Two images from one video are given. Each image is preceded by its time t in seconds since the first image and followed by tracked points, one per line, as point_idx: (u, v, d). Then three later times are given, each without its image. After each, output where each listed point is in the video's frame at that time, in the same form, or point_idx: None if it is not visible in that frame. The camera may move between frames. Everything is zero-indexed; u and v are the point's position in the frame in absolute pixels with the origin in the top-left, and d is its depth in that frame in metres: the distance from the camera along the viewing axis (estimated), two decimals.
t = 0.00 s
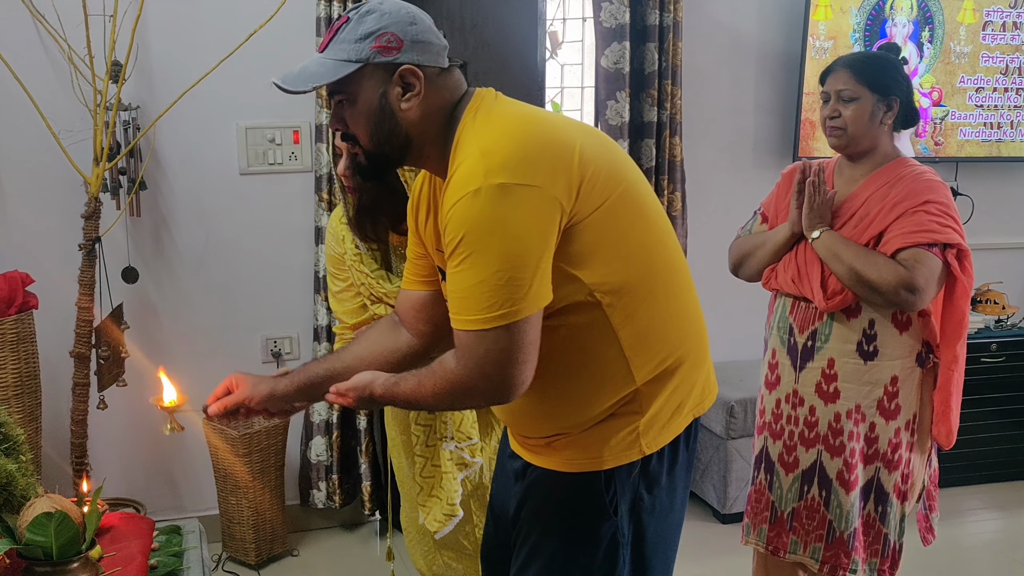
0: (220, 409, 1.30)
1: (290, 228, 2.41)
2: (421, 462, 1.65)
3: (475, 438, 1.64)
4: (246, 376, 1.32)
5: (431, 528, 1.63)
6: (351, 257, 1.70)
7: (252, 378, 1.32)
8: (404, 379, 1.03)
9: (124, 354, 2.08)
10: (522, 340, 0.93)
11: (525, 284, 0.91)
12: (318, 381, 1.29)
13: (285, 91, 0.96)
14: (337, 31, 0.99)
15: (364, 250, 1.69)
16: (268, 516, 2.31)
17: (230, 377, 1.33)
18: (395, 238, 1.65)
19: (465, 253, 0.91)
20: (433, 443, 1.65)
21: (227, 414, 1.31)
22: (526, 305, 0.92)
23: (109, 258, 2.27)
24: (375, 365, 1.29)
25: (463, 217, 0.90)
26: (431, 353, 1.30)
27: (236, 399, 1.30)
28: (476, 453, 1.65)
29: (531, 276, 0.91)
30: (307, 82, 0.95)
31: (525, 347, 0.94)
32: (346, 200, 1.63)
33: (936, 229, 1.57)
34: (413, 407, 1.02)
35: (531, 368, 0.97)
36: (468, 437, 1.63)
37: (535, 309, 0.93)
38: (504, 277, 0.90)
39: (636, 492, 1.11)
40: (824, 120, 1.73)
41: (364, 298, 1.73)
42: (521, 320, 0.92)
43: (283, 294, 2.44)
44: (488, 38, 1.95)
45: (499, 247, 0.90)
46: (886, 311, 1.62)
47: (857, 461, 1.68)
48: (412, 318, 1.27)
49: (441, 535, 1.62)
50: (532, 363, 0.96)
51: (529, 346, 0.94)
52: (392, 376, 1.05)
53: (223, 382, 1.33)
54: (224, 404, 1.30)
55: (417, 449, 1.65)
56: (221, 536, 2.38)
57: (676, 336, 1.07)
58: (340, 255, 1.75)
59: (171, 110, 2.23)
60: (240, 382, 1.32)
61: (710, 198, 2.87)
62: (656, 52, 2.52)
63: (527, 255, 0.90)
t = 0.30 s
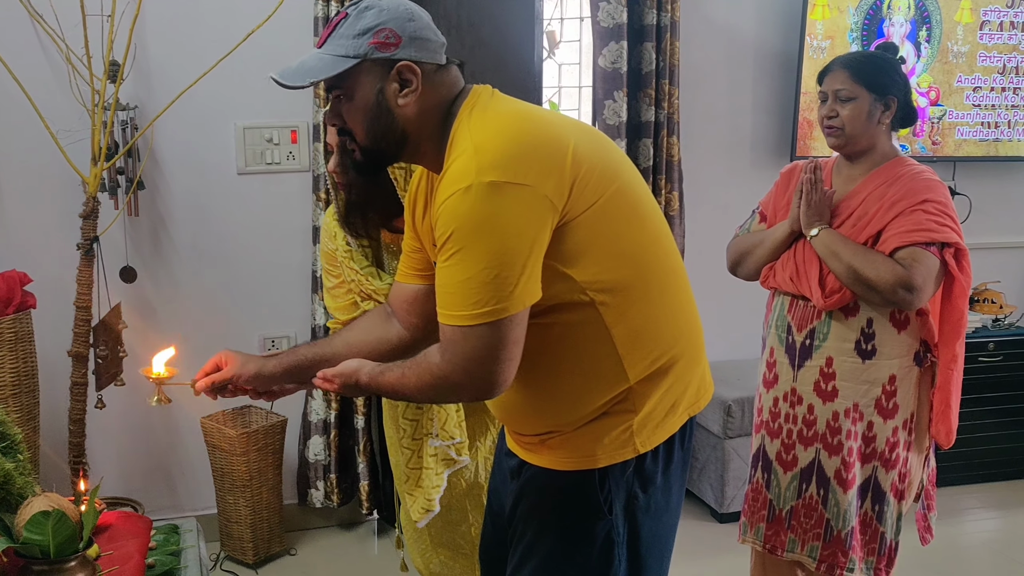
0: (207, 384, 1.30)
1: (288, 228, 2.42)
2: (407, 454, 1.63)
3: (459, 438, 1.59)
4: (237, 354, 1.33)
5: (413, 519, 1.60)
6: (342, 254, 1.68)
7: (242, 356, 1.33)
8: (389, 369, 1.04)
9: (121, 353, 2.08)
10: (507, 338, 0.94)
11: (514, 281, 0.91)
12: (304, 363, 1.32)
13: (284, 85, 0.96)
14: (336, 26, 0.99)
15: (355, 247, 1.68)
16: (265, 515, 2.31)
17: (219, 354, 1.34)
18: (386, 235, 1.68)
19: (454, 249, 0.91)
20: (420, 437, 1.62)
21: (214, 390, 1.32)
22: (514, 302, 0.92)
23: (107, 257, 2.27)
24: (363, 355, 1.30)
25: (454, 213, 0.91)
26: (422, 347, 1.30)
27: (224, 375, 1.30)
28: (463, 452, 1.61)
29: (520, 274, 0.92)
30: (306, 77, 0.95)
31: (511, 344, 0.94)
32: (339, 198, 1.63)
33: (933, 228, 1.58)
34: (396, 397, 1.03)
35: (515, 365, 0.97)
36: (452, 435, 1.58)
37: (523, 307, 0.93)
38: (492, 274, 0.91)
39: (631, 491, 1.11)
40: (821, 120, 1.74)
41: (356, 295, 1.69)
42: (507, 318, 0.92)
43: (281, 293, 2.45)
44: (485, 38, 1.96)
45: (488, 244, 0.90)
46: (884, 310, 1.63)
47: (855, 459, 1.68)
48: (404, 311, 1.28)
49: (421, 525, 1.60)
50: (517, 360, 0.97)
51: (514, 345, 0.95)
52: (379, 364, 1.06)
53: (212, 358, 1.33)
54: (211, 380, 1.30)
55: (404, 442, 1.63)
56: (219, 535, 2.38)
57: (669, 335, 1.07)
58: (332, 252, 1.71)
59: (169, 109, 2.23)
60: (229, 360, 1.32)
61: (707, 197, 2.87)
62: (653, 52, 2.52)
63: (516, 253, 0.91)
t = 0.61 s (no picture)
0: (217, 410, 1.32)
1: (289, 228, 2.42)
2: (410, 461, 1.66)
3: (464, 440, 1.61)
4: (243, 377, 1.33)
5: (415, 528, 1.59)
6: (344, 259, 1.70)
7: (250, 380, 1.33)
8: (400, 380, 1.04)
9: (122, 353, 2.08)
10: (517, 340, 0.93)
11: (520, 284, 0.91)
12: (313, 381, 1.31)
13: (281, 93, 0.96)
14: (332, 33, 0.99)
15: (356, 252, 1.68)
16: (266, 514, 2.32)
17: (227, 379, 1.35)
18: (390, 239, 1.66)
19: (460, 253, 0.91)
20: (423, 443, 1.66)
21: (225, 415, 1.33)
22: (522, 305, 0.92)
23: (107, 258, 2.27)
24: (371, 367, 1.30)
25: (458, 217, 0.91)
26: (430, 354, 1.30)
27: (233, 400, 1.31)
28: (466, 455, 1.61)
29: (526, 277, 0.92)
30: (304, 84, 0.95)
31: (521, 347, 0.94)
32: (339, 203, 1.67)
33: (935, 228, 1.58)
34: (410, 408, 1.03)
35: (529, 366, 0.97)
36: (457, 439, 1.60)
37: (531, 310, 0.93)
38: (499, 277, 0.91)
39: (632, 491, 1.11)
40: (821, 121, 1.74)
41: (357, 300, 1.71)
42: (516, 321, 0.92)
43: (282, 293, 2.45)
44: (486, 38, 1.96)
45: (494, 248, 0.90)
46: (885, 311, 1.63)
47: (856, 460, 1.68)
48: (408, 316, 1.28)
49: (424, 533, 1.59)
50: (530, 361, 0.97)
51: (526, 346, 0.95)
52: (389, 376, 1.06)
53: (220, 383, 1.35)
54: (221, 406, 1.32)
55: (407, 448, 1.67)
56: (220, 535, 2.38)
57: (671, 336, 1.08)
58: (333, 256, 1.73)
59: (169, 109, 2.23)
60: (237, 384, 1.33)
61: (708, 197, 2.88)
62: (653, 52, 2.52)
63: (521, 256, 0.91)
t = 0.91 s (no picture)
0: (224, 408, 1.31)
1: (290, 228, 2.42)
2: (421, 465, 1.64)
3: (475, 440, 1.63)
4: (249, 373, 1.33)
5: (433, 533, 1.61)
6: (349, 258, 1.68)
7: (256, 375, 1.33)
8: (421, 375, 1.03)
9: (123, 353, 2.08)
10: (543, 336, 0.94)
11: (538, 281, 0.92)
12: (321, 375, 1.30)
13: (286, 86, 0.97)
14: (339, 27, 1.00)
15: (362, 251, 1.68)
16: (267, 514, 2.32)
17: (231, 376, 1.34)
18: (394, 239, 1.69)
19: (478, 251, 0.92)
20: (434, 445, 1.64)
21: (232, 413, 1.32)
22: (543, 301, 0.92)
23: (109, 259, 2.28)
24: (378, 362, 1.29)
25: (474, 215, 0.91)
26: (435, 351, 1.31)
27: (241, 396, 1.31)
28: (476, 455, 1.64)
29: (544, 273, 0.92)
30: (309, 76, 0.96)
31: (548, 338, 0.94)
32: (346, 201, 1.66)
33: (935, 228, 1.58)
34: (434, 404, 1.02)
35: (558, 358, 0.97)
36: (468, 439, 1.62)
37: (551, 305, 0.93)
38: (517, 274, 0.91)
39: (632, 490, 1.12)
40: (821, 121, 1.74)
41: (361, 299, 1.70)
42: (540, 316, 0.92)
43: (282, 293, 2.45)
44: (487, 38, 1.96)
45: (511, 245, 0.90)
46: (885, 310, 1.63)
47: (856, 459, 1.69)
48: (413, 315, 1.28)
49: (444, 538, 1.61)
50: (558, 352, 0.96)
51: (555, 337, 0.95)
52: (406, 372, 1.06)
53: (225, 381, 1.34)
54: (228, 403, 1.31)
55: (418, 452, 1.65)
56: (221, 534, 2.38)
57: (673, 334, 1.08)
58: (337, 255, 1.71)
59: (170, 110, 2.24)
60: (243, 380, 1.33)
61: (708, 197, 2.88)
62: (654, 53, 2.53)
63: (538, 253, 0.91)
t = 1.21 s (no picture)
0: (213, 345, 1.20)
1: (290, 228, 2.42)
2: (417, 458, 1.65)
3: (473, 434, 1.61)
4: (241, 315, 1.24)
5: (426, 527, 1.60)
6: (351, 245, 1.67)
7: (247, 318, 1.24)
8: (419, 349, 1.01)
9: (123, 352, 2.07)
10: (547, 329, 0.93)
11: (545, 273, 0.92)
12: (315, 331, 1.26)
13: (295, 71, 0.97)
14: (350, 14, 1.00)
15: (365, 238, 1.66)
16: (267, 514, 2.32)
17: (220, 316, 1.24)
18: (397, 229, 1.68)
19: (486, 240, 0.92)
20: (430, 440, 1.64)
21: (218, 354, 1.22)
22: (549, 293, 0.92)
23: (109, 258, 2.28)
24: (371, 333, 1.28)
25: (483, 205, 0.91)
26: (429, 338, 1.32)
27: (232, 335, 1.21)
28: (473, 450, 1.62)
29: (551, 265, 0.92)
30: (318, 63, 0.96)
31: (553, 331, 0.94)
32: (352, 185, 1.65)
33: (933, 226, 1.58)
34: (430, 380, 1.01)
35: (561, 351, 0.96)
36: (466, 432, 1.60)
37: (556, 299, 0.93)
38: (525, 265, 0.91)
39: (632, 488, 1.12)
40: (821, 119, 1.74)
41: (360, 287, 1.68)
42: (544, 308, 0.92)
43: (283, 292, 2.45)
44: (487, 39, 1.96)
45: (519, 236, 0.90)
46: (883, 308, 1.63)
47: (855, 457, 1.69)
48: (411, 302, 1.28)
49: (436, 532, 1.59)
50: (562, 344, 0.96)
51: (558, 331, 0.95)
52: (403, 342, 1.03)
53: (213, 320, 1.23)
54: (218, 341, 1.21)
55: (414, 445, 1.66)
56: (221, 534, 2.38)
57: (674, 333, 1.08)
58: (337, 242, 1.69)
59: (170, 109, 2.24)
60: (233, 321, 1.23)
61: (708, 197, 2.88)
62: (654, 52, 2.53)
63: (545, 244, 0.91)
